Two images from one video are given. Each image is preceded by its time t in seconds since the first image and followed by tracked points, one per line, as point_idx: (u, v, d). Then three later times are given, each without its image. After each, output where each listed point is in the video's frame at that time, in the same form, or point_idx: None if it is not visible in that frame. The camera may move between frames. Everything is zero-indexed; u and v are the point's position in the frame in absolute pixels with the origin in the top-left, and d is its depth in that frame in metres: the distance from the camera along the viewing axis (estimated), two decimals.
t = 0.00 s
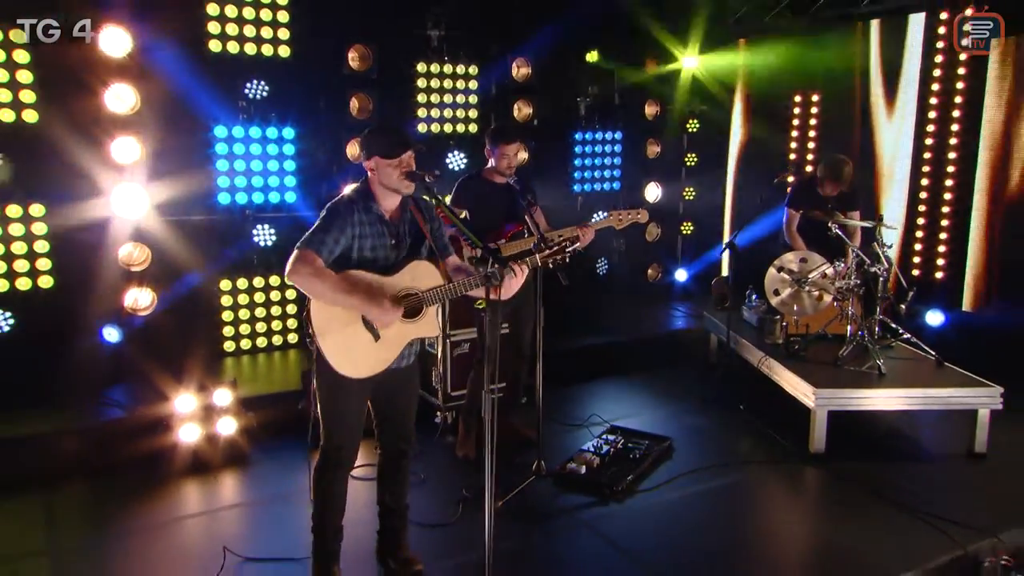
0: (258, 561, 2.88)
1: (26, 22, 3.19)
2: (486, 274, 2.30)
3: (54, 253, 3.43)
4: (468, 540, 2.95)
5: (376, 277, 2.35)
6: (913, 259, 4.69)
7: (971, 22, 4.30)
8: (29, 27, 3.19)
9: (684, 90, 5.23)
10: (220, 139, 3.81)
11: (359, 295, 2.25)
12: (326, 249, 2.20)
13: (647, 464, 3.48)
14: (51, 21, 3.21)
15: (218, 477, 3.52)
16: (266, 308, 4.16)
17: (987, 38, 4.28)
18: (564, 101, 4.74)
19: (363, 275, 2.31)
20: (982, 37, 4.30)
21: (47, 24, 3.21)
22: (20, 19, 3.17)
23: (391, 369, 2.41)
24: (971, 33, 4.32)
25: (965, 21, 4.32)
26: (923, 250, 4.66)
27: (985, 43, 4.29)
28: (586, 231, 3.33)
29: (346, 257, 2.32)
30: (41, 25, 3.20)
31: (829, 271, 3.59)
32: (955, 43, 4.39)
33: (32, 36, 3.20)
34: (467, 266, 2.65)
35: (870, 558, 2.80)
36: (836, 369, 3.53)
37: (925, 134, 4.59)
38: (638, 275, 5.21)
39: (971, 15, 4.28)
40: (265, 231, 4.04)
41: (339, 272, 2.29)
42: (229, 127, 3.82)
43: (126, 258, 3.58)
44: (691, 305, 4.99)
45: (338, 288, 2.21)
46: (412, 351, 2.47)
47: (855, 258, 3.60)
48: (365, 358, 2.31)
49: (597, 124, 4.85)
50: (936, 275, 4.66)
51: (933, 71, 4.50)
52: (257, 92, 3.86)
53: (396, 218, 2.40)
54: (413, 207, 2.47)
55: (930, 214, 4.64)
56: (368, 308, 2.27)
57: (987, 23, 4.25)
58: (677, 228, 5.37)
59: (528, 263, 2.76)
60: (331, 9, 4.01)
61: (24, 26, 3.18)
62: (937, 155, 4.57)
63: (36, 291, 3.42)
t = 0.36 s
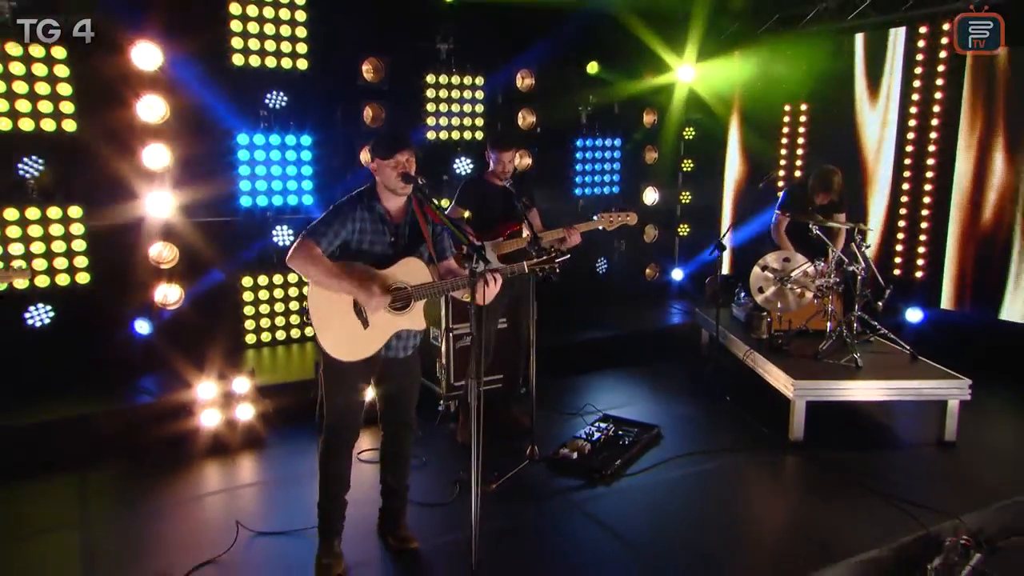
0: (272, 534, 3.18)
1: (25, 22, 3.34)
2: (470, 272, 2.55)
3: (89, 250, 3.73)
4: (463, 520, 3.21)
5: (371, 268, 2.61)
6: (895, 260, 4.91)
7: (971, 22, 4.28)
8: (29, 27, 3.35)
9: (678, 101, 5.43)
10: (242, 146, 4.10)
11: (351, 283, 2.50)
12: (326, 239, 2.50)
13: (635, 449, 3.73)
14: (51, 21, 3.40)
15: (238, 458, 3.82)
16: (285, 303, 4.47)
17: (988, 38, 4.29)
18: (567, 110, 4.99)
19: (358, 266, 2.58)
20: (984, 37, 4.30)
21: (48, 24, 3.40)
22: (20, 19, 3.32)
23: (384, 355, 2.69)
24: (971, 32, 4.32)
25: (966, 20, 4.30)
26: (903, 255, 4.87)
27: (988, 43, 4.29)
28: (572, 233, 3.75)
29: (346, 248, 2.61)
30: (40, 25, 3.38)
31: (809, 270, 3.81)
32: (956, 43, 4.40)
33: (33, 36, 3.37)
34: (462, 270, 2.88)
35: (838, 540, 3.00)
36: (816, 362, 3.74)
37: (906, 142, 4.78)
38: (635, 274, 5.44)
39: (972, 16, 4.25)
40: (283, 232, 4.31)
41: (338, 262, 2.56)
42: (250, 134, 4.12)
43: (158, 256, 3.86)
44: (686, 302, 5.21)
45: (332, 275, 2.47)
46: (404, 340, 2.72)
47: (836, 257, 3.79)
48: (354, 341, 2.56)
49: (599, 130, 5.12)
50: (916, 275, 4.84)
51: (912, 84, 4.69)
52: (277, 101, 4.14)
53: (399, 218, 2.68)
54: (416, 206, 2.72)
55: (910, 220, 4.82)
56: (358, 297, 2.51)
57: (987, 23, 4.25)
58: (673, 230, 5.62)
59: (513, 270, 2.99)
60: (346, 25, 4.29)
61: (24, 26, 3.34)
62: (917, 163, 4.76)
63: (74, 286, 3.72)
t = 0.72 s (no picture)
0: (282, 510, 3.51)
1: (26, 22, 3.51)
2: (458, 266, 2.85)
3: (123, 249, 4.05)
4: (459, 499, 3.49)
5: (362, 265, 2.97)
6: (876, 260, 5.11)
7: (972, 22, 4.27)
8: (28, 27, 3.52)
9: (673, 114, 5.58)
10: (263, 152, 4.41)
11: (345, 279, 2.85)
12: (323, 235, 2.82)
13: (624, 436, 3.98)
14: (51, 21, 3.56)
15: (254, 441, 4.12)
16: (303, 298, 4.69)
17: (988, 38, 4.31)
18: (568, 118, 5.20)
19: (352, 262, 2.94)
20: (985, 36, 4.31)
21: (48, 25, 3.55)
22: (20, 18, 3.49)
23: (373, 348, 3.02)
24: (972, 32, 4.32)
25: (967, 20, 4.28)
26: (885, 254, 5.04)
27: (990, 42, 4.31)
28: (567, 234, 4.04)
29: (342, 244, 2.96)
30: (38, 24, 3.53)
31: (791, 269, 4.05)
32: (957, 44, 4.39)
33: (32, 36, 3.53)
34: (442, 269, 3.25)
35: (808, 517, 3.23)
36: (796, 355, 3.98)
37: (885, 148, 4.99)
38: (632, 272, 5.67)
39: (972, 16, 4.24)
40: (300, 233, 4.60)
41: (332, 257, 2.90)
42: (270, 141, 4.42)
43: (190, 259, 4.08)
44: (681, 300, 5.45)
45: (329, 269, 2.80)
46: (389, 336, 3.06)
47: (818, 257, 4.01)
48: (346, 331, 2.91)
49: (597, 136, 5.33)
50: (896, 275, 5.04)
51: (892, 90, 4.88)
52: (296, 110, 4.43)
53: (388, 218, 3.04)
54: (403, 208, 3.10)
55: (890, 221, 5.03)
56: (352, 292, 2.87)
57: (987, 23, 4.26)
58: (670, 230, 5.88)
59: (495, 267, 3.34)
60: (359, 38, 4.57)
61: (24, 25, 3.50)
62: (897, 167, 4.95)
63: (109, 281, 4.02)
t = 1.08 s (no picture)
0: (293, 487, 3.83)
1: (25, 22, 3.67)
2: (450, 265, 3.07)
3: (153, 247, 4.26)
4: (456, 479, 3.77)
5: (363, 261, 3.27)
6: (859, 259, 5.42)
7: (971, 22, 4.47)
8: (28, 26, 3.68)
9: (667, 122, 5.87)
10: (281, 157, 4.65)
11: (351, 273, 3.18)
12: (329, 233, 3.17)
13: (614, 422, 4.27)
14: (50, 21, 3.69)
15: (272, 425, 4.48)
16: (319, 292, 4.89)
17: (988, 38, 4.46)
18: (567, 125, 5.47)
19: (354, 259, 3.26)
20: (984, 37, 4.47)
21: (47, 24, 3.69)
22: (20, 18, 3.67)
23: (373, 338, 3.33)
24: (972, 32, 4.48)
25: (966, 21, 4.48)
26: (867, 257, 5.38)
27: (989, 42, 4.46)
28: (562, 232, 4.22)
29: (344, 243, 3.29)
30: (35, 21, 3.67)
31: (774, 266, 4.32)
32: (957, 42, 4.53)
33: (32, 35, 3.68)
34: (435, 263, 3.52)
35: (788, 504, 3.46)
36: (776, 345, 4.28)
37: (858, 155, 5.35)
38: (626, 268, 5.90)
39: (972, 15, 4.45)
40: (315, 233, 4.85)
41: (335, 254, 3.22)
42: (289, 146, 4.66)
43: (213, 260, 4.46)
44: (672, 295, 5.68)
45: (334, 266, 3.14)
46: (386, 326, 3.37)
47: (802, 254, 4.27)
48: (347, 321, 3.25)
49: (595, 144, 5.63)
50: (877, 273, 5.37)
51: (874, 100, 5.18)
52: (312, 118, 4.64)
53: (383, 215, 3.31)
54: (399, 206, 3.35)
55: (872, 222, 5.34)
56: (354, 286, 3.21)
57: (986, 22, 4.44)
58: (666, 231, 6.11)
59: (485, 262, 3.67)
60: (377, 46, 4.68)
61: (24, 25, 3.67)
62: (879, 172, 5.29)
63: (140, 278, 4.25)
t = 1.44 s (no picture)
0: (303, 466, 4.14)
1: (27, 23, 3.91)
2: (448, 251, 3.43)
3: (180, 246, 4.64)
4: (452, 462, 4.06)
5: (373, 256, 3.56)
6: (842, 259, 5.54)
7: (972, 22, 4.54)
8: (28, 26, 3.92)
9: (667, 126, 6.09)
10: (299, 162, 4.98)
11: (362, 271, 3.44)
12: (339, 234, 3.48)
13: (606, 411, 4.53)
14: (51, 21, 3.97)
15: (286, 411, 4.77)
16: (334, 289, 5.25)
17: (988, 38, 4.55)
18: (569, 133, 5.73)
19: (367, 256, 3.51)
20: (984, 36, 4.55)
21: (48, 25, 3.97)
22: (20, 19, 3.90)
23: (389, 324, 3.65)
24: (972, 32, 4.56)
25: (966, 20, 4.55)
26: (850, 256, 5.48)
27: (990, 42, 4.55)
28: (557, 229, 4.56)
29: (357, 241, 3.53)
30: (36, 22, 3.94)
31: (757, 264, 4.64)
32: (957, 42, 4.59)
33: (33, 34, 3.94)
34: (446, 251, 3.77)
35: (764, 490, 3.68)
36: (760, 338, 4.50)
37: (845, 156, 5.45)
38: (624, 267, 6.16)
39: (972, 15, 4.52)
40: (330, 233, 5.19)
41: (349, 252, 3.50)
42: (306, 151, 4.99)
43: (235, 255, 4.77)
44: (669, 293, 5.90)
45: (347, 264, 3.43)
46: (403, 314, 3.70)
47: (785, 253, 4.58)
48: (362, 312, 3.54)
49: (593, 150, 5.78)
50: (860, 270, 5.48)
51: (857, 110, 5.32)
52: (327, 125, 4.93)
53: (395, 214, 3.64)
54: (406, 205, 3.71)
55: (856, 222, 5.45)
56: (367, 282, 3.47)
57: (987, 23, 4.53)
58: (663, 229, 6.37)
59: (487, 250, 4.20)
60: (388, 59, 4.99)
61: (24, 25, 3.91)
62: (862, 176, 5.41)
63: (168, 274, 4.63)
